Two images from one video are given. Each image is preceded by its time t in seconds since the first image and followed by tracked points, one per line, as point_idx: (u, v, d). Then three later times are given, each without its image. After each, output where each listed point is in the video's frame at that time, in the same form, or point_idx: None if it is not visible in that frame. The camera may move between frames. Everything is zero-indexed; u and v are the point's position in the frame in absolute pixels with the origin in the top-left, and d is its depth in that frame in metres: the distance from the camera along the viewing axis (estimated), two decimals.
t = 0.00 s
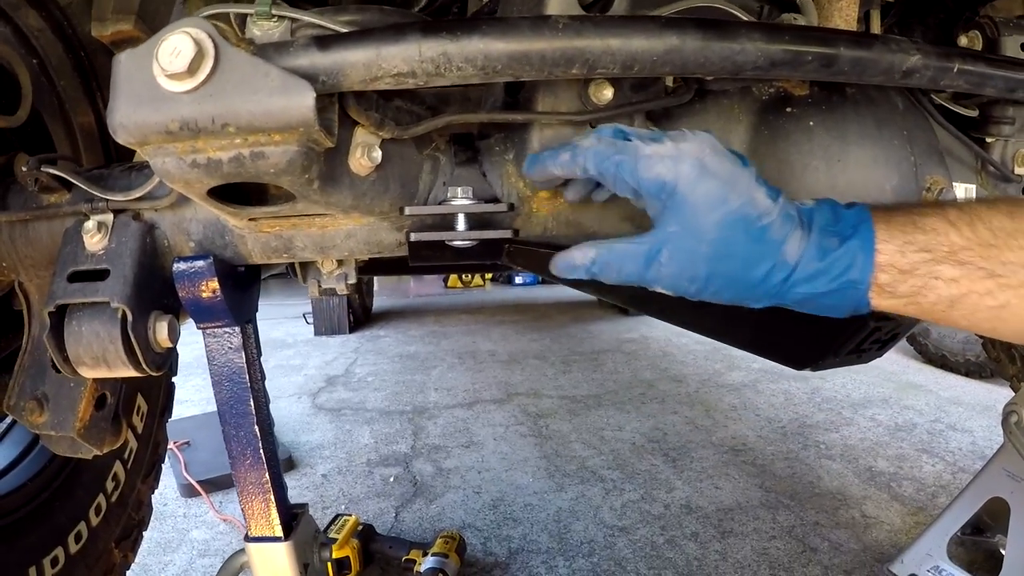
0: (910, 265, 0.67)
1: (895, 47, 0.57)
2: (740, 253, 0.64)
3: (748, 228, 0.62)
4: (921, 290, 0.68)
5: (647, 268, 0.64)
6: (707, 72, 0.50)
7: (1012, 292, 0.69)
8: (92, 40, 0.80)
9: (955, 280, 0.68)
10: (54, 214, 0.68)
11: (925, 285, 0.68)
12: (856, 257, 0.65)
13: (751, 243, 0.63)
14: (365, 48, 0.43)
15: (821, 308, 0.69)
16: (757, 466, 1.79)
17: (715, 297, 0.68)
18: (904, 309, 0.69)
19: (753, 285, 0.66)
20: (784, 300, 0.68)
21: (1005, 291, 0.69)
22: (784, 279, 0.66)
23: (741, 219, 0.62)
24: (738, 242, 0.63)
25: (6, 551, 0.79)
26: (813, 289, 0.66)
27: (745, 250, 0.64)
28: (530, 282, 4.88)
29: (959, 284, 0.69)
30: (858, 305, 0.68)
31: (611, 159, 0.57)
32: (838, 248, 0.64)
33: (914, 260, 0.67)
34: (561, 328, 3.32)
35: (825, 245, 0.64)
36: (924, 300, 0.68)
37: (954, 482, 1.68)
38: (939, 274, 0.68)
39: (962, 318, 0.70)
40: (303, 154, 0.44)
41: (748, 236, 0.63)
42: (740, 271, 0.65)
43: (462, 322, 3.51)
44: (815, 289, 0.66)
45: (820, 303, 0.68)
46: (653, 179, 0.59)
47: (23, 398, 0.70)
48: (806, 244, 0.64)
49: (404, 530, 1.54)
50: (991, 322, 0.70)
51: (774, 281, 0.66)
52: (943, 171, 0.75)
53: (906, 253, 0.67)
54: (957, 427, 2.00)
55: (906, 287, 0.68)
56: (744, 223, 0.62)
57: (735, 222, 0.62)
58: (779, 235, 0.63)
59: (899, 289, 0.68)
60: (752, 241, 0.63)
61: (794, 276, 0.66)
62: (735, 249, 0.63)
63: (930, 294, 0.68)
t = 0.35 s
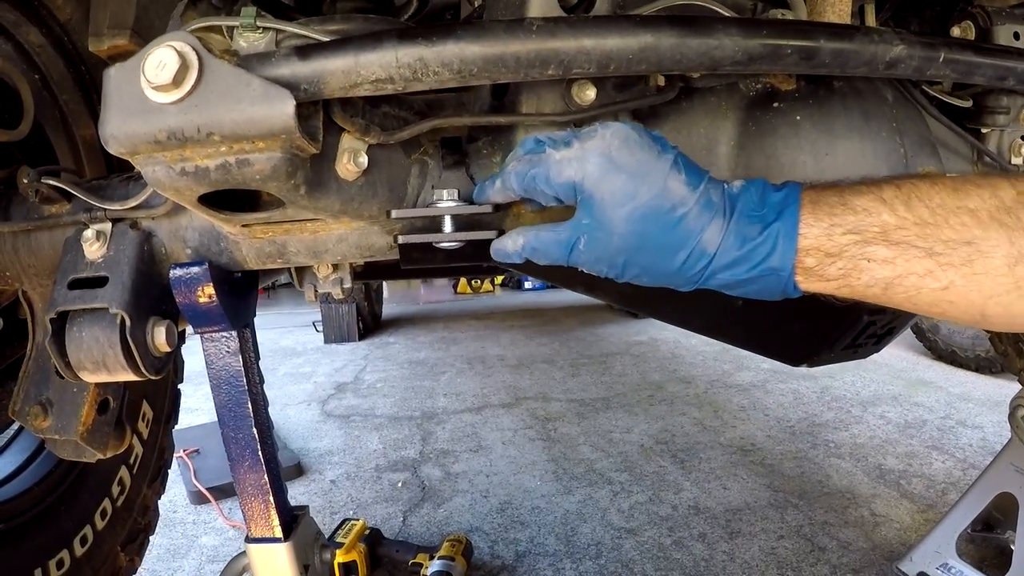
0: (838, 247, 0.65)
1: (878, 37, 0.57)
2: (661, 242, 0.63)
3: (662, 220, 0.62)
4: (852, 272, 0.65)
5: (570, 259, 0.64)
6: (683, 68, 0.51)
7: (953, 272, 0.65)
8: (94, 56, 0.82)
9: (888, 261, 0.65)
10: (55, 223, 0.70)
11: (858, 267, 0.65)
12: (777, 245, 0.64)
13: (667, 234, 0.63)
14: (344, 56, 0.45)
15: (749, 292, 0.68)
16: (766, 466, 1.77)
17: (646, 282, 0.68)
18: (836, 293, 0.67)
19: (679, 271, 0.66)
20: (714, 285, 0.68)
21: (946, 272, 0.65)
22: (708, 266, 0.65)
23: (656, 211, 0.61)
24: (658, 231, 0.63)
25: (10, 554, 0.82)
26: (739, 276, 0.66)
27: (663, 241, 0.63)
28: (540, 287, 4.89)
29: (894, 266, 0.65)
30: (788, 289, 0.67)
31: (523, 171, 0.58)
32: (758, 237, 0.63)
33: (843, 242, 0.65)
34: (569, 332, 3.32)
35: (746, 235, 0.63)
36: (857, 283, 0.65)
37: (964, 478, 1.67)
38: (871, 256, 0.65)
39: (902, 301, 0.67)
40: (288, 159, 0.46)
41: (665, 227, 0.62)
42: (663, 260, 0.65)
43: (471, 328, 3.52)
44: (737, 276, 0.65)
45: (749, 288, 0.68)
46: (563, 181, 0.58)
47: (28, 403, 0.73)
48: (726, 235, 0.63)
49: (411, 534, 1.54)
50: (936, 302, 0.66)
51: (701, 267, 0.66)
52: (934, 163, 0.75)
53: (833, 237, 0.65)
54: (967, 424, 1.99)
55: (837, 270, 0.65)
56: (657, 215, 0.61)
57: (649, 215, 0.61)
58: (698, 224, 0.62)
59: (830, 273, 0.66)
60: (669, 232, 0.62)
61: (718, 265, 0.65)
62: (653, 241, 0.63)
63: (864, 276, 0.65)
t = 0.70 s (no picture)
0: (932, 247, 0.70)
1: (881, 39, 0.58)
2: (767, 238, 0.65)
3: (773, 216, 0.64)
4: (942, 273, 0.70)
5: (680, 264, 0.64)
6: (686, 64, 0.51)
7: None
8: (104, 44, 0.83)
9: (973, 263, 0.71)
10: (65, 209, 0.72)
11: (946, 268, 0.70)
12: (880, 234, 0.66)
13: (775, 231, 0.65)
14: (352, 46, 0.46)
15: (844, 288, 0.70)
16: (765, 469, 1.78)
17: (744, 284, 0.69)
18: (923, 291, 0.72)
19: (780, 269, 0.67)
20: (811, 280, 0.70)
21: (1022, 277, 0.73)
22: (812, 260, 0.67)
23: (767, 207, 0.63)
24: (766, 226, 0.64)
25: (12, 536, 0.83)
26: (841, 268, 0.68)
27: (770, 238, 0.65)
28: (544, 288, 4.89)
29: (977, 268, 0.71)
30: (882, 283, 0.70)
31: (636, 170, 0.59)
32: (862, 229, 0.66)
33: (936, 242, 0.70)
34: (572, 333, 3.33)
35: (852, 228, 0.66)
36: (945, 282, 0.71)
37: (964, 486, 1.67)
38: (959, 257, 0.71)
39: (976, 302, 0.74)
40: (294, 147, 0.47)
41: (772, 222, 0.64)
42: (766, 259, 0.66)
43: (474, 327, 3.53)
44: (837, 268, 0.68)
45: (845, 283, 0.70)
46: (678, 178, 0.60)
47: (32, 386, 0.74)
48: (832, 227, 0.65)
49: (410, 530, 1.55)
50: (1004, 306, 0.73)
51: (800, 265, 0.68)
52: (935, 166, 0.76)
53: (929, 237, 0.69)
54: (969, 432, 1.98)
55: (929, 269, 0.70)
56: (768, 211, 0.63)
57: (760, 211, 0.63)
58: (802, 218, 0.65)
59: (923, 271, 0.71)
60: (776, 226, 0.64)
61: (822, 258, 0.67)
62: (762, 239, 0.65)
63: (953, 276, 0.70)
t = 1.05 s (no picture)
0: (946, 236, 0.70)
1: (877, 32, 0.58)
2: (779, 234, 0.66)
3: (783, 212, 0.64)
4: (956, 262, 0.71)
5: (695, 266, 0.65)
6: (683, 60, 0.52)
7: None
8: (109, 51, 0.84)
9: (987, 251, 0.71)
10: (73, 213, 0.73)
11: (960, 257, 0.71)
12: (891, 224, 0.66)
13: (787, 227, 0.65)
14: (354, 49, 0.47)
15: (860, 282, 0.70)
16: (772, 464, 1.78)
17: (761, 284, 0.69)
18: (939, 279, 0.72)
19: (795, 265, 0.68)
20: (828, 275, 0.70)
21: None
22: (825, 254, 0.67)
23: (775, 202, 0.64)
24: (777, 221, 0.65)
25: (24, 538, 0.84)
26: (858, 260, 0.68)
27: (782, 234, 0.65)
28: (549, 287, 4.89)
29: (990, 256, 0.71)
30: (898, 274, 0.70)
31: (640, 173, 0.60)
32: (874, 219, 0.66)
33: (950, 231, 0.70)
34: (578, 332, 3.33)
35: (863, 220, 0.66)
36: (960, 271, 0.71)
37: (971, 478, 1.66)
38: (972, 246, 0.71)
39: (991, 291, 0.73)
40: (299, 148, 0.48)
41: (782, 218, 0.65)
42: (779, 256, 0.67)
43: (479, 327, 3.54)
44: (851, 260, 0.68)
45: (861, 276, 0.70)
46: (683, 178, 0.61)
47: (43, 390, 0.75)
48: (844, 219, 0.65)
49: (419, 529, 1.55)
50: (1020, 294, 0.73)
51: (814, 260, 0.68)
52: (935, 157, 0.76)
53: (942, 225, 0.70)
54: (976, 424, 1.98)
55: (944, 258, 0.71)
56: (778, 207, 0.64)
57: (769, 207, 0.64)
58: (813, 212, 0.65)
59: (937, 261, 0.71)
60: (789, 221, 0.65)
61: (836, 251, 0.67)
62: (773, 236, 0.65)
63: (967, 265, 0.70)
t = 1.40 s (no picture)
0: (972, 214, 0.71)
1: (870, 28, 0.59)
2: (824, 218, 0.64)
3: (817, 194, 0.64)
4: (984, 241, 0.71)
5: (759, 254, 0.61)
6: (678, 60, 0.52)
7: None
8: (108, 58, 0.85)
9: (1012, 232, 0.71)
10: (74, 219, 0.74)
11: (988, 236, 0.71)
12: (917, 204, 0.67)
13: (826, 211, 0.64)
14: (351, 53, 0.47)
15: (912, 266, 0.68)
16: (775, 461, 1.78)
17: (823, 281, 0.65)
18: (972, 260, 0.72)
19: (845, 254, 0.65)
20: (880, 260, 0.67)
21: None
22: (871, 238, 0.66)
23: (805, 187, 0.64)
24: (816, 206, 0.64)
25: (29, 543, 0.85)
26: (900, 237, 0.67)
27: (826, 219, 0.64)
28: (551, 288, 4.90)
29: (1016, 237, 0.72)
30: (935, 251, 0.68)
31: (666, 168, 0.61)
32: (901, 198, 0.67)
33: (974, 209, 0.71)
34: (580, 332, 3.33)
35: (891, 197, 0.66)
36: (989, 250, 0.72)
37: (975, 473, 1.66)
38: (999, 226, 0.71)
39: (1015, 276, 0.73)
40: (298, 152, 0.49)
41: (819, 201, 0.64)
42: (831, 243, 0.64)
43: (481, 329, 3.54)
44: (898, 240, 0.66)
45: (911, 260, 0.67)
46: (712, 168, 0.61)
47: (48, 395, 0.76)
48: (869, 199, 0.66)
49: (424, 531, 1.56)
50: None
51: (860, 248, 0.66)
52: (930, 152, 0.77)
53: (966, 203, 0.71)
54: (980, 419, 1.98)
55: (974, 236, 0.71)
56: (809, 191, 0.64)
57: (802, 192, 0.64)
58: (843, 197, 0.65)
59: (969, 238, 0.71)
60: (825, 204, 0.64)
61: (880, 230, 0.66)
62: (820, 219, 0.63)
63: (994, 245, 0.71)
